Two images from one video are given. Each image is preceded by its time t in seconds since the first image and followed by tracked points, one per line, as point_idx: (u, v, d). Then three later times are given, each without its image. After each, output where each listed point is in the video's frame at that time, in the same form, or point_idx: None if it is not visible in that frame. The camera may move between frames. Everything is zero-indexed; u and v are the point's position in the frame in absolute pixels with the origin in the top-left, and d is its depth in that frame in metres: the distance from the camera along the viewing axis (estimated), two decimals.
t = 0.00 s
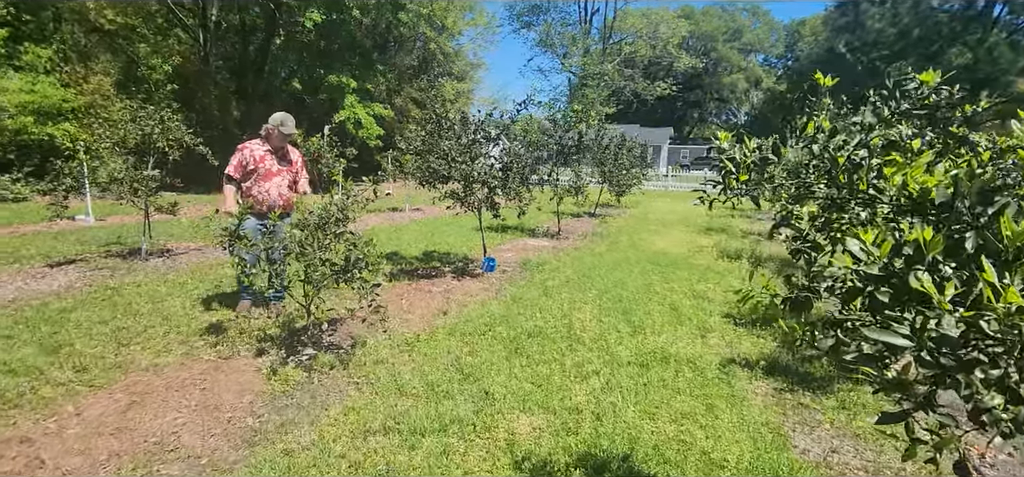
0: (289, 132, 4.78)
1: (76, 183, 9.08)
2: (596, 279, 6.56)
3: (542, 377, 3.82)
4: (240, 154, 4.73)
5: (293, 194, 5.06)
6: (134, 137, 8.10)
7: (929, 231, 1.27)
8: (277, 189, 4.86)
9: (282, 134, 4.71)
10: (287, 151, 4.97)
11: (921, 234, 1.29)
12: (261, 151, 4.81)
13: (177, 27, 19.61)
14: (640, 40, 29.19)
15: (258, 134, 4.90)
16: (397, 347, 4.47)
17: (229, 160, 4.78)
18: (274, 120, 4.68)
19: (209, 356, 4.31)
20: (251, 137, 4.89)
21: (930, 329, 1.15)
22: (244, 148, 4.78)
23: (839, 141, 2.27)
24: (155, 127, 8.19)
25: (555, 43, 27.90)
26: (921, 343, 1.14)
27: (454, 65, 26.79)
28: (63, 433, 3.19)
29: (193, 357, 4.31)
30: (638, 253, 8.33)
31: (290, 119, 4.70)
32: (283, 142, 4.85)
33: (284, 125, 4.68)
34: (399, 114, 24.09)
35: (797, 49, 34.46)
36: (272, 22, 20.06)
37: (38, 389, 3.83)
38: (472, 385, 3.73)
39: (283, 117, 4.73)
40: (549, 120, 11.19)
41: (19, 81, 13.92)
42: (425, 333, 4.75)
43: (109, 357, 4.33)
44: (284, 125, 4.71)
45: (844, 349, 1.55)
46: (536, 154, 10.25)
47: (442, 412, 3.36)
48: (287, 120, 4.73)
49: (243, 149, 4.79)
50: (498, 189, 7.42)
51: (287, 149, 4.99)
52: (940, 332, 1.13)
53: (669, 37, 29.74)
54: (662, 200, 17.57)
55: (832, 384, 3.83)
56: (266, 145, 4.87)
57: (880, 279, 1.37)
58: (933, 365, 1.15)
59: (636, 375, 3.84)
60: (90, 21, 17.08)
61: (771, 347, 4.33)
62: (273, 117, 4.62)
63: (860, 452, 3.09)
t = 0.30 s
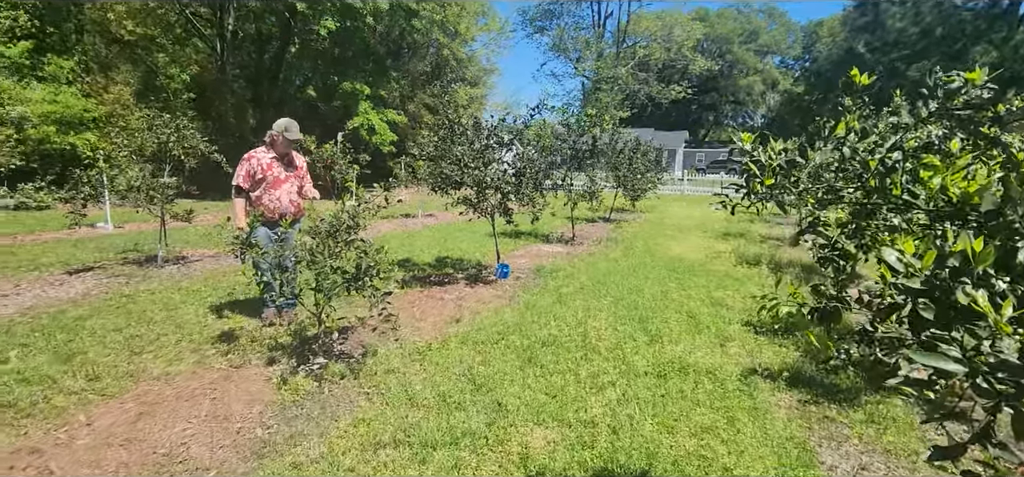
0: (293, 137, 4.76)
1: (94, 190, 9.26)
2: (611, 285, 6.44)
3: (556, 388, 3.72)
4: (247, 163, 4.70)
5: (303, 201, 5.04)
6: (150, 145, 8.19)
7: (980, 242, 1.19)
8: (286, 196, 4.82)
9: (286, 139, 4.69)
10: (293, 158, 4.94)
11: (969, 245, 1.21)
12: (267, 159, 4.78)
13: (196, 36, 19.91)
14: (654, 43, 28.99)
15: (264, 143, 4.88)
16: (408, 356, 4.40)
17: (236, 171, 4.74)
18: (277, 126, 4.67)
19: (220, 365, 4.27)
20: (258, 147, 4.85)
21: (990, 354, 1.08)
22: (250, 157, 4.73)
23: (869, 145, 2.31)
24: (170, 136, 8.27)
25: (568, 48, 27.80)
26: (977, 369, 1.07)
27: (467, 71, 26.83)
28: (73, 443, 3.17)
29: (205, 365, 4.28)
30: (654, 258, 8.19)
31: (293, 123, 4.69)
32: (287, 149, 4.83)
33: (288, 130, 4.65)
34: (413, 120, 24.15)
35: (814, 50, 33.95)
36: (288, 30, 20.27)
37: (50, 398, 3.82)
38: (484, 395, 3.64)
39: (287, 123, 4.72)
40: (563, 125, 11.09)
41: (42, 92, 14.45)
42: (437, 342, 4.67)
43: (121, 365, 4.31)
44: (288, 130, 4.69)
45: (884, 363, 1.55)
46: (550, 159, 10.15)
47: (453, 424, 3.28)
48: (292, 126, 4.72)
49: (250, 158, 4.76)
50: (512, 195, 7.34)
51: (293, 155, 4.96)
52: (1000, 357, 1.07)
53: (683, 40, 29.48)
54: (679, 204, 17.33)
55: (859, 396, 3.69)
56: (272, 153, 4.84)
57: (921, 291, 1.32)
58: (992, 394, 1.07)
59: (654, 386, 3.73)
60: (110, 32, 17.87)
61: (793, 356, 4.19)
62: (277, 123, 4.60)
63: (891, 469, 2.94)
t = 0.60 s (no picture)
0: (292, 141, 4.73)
1: (110, 197, 9.40)
2: (626, 292, 6.26)
3: (567, 400, 3.58)
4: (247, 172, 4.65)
5: (305, 205, 5.00)
6: (165, 152, 8.24)
7: None
8: (290, 201, 4.82)
9: (285, 144, 4.66)
10: (293, 163, 4.89)
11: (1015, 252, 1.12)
12: (267, 166, 4.73)
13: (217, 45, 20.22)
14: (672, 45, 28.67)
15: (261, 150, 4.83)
16: (416, 365, 4.29)
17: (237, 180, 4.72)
18: (274, 132, 4.62)
19: (227, 373, 4.20)
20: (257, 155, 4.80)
21: None
22: (250, 166, 4.69)
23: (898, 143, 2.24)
24: (184, 143, 8.32)
25: (584, 52, 27.62)
26: None
27: (483, 76, 26.81)
28: (75, 454, 3.12)
29: (211, 374, 4.21)
30: (672, 263, 7.98)
31: (291, 128, 4.64)
32: (286, 153, 4.79)
33: (287, 135, 4.62)
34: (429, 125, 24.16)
35: (837, 50, 33.23)
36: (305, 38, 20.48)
37: (56, 406, 3.77)
38: (493, 408, 3.51)
39: (284, 127, 4.66)
40: (578, 128, 10.93)
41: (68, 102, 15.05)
42: (446, 351, 4.55)
43: (129, 373, 4.27)
44: (286, 135, 4.65)
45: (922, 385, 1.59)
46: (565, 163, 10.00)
47: (459, 438, 3.16)
48: (289, 130, 4.66)
49: (249, 167, 4.71)
50: (525, 199, 7.22)
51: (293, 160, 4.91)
52: None
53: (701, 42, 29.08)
54: (698, 208, 17.00)
55: (889, 410, 3.45)
56: (271, 160, 4.80)
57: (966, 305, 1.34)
58: None
59: (670, 398, 3.57)
60: (132, 42, 17.76)
61: (817, 367, 3.99)
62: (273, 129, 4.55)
63: None
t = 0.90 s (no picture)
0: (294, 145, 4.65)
1: (126, 202, 9.53)
2: (639, 298, 6.10)
3: (574, 413, 3.44)
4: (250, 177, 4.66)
5: (311, 210, 4.91)
6: (180, 158, 8.32)
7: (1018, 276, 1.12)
8: (293, 206, 4.75)
9: (286, 148, 4.59)
10: (297, 167, 4.82)
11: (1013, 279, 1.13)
12: (270, 171, 4.71)
13: (236, 52, 20.51)
14: (689, 46, 28.28)
15: (267, 155, 4.81)
16: (420, 374, 4.19)
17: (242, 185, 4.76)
18: (276, 136, 4.57)
19: (230, 381, 4.16)
20: (263, 159, 4.80)
21: None
22: (253, 170, 4.71)
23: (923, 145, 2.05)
24: (196, 149, 8.38)
25: (601, 53, 27.38)
26: None
27: (499, 79, 26.75)
28: (73, 463, 3.09)
29: (214, 381, 4.17)
30: (688, 268, 7.78)
31: (291, 132, 4.56)
32: (289, 157, 4.71)
33: (287, 138, 4.54)
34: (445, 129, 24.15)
35: (861, 49, 32.49)
36: (322, 44, 20.63)
37: (60, 414, 3.75)
38: (497, 419, 3.39)
39: (285, 132, 4.60)
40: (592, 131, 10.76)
41: (91, 109, 15.49)
42: (451, 359, 4.45)
43: (134, 380, 4.25)
44: (287, 139, 4.58)
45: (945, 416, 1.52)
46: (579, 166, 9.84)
47: (460, 453, 3.05)
48: (290, 134, 4.58)
49: (253, 172, 4.72)
50: (536, 203, 7.09)
51: (299, 164, 4.84)
52: None
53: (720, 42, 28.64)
54: (716, 211, 16.68)
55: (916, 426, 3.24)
56: (275, 164, 4.77)
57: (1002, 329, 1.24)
58: None
59: (681, 411, 3.42)
60: (154, 50, 18.81)
61: (838, 379, 3.80)
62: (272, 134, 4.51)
63: None
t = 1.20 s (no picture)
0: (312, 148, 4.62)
1: (141, 204, 9.61)
2: (654, 301, 5.97)
3: (584, 421, 3.33)
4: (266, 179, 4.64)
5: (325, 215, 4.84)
6: (193, 160, 8.35)
7: None
8: (306, 209, 4.70)
9: (302, 151, 4.55)
10: (313, 171, 4.78)
11: None
12: (286, 174, 4.68)
13: (253, 55, 20.73)
14: (706, 45, 27.92)
15: (284, 158, 4.79)
16: (428, 379, 4.10)
17: (259, 187, 4.74)
18: (292, 139, 4.54)
19: (236, 385, 4.11)
20: (280, 162, 4.79)
21: None
22: (270, 173, 4.69)
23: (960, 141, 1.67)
24: (209, 151, 8.42)
25: (616, 53, 27.17)
26: None
27: (513, 80, 26.63)
28: (77, 468, 3.06)
29: (220, 385, 4.13)
30: (703, 270, 7.61)
31: (308, 135, 4.54)
32: (306, 161, 4.68)
33: (305, 141, 4.52)
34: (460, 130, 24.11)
35: (883, 45, 31.82)
36: (337, 46, 20.75)
37: (67, 417, 3.73)
38: (505, 427, 3.29)
39: (302, 135, 4.57)
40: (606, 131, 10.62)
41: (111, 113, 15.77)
42: (460, 364, 4.36)
43: (142, 383, 4.22)
44: (303, 143, 4.55)
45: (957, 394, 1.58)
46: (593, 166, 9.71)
47: (465, 462, 2.96)
48: (306, 138, 4.55)
49: (269, 174, 4.70)
50: (547, 205, 6.99)
51: (314, 167, 4.80)
52: None
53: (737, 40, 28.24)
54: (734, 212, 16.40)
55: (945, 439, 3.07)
56: (291, 167, 4.74)
57: None
58: None
59: (696, 421, 3.28)
60: (172, 54, 19.11)
61: (861, 388, 3.64)
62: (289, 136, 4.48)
63: None
